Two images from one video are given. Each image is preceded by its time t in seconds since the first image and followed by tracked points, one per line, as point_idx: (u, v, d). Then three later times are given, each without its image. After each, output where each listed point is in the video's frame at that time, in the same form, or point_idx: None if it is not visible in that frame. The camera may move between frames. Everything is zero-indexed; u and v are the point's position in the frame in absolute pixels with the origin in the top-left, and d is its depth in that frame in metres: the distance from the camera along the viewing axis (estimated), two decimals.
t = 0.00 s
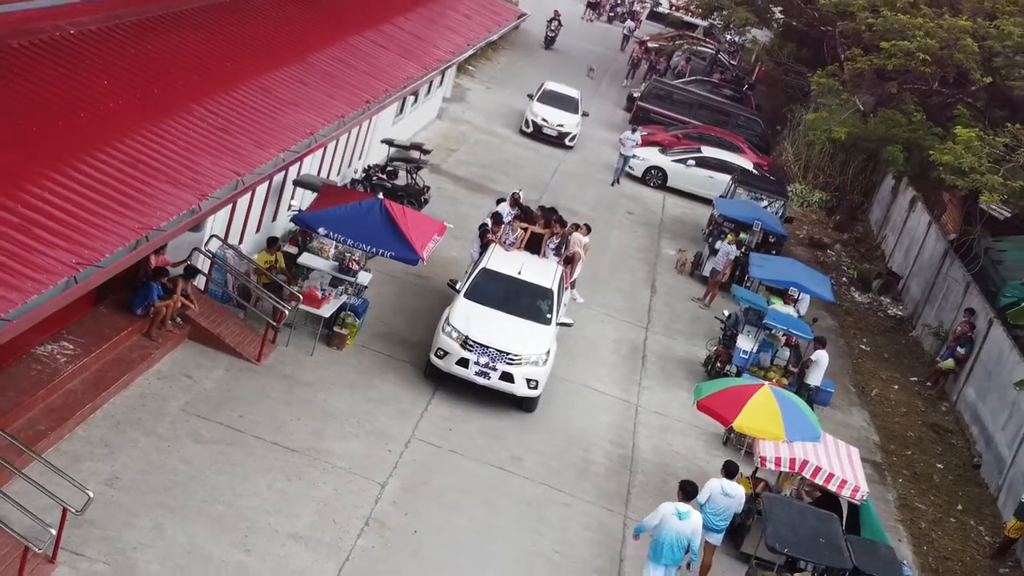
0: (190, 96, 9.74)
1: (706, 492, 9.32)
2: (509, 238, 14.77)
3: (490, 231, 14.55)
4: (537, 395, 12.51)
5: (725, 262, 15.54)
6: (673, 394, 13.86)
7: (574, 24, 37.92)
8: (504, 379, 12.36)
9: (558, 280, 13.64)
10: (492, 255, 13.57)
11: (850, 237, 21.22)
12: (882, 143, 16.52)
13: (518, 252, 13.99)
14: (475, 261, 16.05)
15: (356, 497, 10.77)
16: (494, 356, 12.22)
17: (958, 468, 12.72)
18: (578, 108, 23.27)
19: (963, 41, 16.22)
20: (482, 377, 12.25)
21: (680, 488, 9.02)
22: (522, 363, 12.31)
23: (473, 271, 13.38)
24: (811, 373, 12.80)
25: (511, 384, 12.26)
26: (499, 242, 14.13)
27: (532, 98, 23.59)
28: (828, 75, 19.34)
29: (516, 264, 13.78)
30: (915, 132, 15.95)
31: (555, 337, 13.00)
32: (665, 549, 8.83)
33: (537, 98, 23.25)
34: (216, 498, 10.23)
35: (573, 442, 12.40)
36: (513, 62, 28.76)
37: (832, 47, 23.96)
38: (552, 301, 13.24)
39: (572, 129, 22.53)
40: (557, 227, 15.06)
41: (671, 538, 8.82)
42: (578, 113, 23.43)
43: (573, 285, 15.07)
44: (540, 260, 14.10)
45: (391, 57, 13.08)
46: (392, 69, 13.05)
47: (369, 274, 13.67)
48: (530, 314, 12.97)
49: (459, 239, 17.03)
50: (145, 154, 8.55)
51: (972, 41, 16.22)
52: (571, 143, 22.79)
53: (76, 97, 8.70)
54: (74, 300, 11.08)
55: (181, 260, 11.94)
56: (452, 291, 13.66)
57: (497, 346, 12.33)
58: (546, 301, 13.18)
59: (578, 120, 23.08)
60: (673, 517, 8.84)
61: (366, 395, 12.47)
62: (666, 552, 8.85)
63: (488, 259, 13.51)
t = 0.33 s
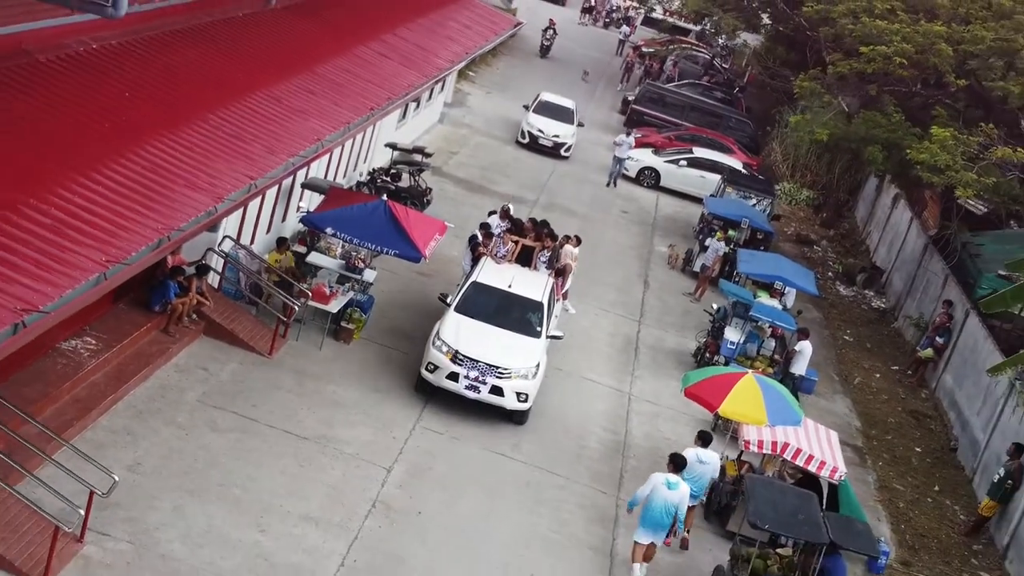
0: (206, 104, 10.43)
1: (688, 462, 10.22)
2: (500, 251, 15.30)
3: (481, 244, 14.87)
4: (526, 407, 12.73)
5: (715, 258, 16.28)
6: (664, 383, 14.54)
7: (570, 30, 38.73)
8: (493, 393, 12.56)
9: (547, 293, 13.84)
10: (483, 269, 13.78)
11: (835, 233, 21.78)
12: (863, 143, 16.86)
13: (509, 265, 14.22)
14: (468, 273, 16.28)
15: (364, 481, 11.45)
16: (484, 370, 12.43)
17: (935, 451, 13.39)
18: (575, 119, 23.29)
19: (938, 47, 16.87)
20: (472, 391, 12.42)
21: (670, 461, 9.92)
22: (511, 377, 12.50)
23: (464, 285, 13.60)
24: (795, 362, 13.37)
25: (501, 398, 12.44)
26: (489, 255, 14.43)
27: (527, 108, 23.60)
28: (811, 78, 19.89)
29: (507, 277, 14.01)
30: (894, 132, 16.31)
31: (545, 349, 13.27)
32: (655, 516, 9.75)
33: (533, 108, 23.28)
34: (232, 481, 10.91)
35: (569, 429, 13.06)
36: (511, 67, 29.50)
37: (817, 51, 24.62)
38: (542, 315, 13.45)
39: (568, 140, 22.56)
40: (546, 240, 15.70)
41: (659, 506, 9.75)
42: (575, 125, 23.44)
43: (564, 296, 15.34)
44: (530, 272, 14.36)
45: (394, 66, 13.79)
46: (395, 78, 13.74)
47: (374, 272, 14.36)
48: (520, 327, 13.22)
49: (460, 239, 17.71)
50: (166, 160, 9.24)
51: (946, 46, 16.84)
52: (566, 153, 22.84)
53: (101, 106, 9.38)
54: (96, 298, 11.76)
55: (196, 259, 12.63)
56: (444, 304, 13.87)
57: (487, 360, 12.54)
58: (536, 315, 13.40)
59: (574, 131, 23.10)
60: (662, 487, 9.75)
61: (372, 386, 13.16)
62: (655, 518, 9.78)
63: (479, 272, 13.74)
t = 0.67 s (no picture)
0: (221, 111, 11.14)
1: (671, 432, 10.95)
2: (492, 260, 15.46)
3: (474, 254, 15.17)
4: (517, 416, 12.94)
5: (704, 253, 17.06)
6: (655, 371, 15.27)
7: (567, 34, 39.56)
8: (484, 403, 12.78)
9: (538, 302, 14.16)
10: (473, 279, 14.09)
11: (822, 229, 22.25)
12: (844, 142, 17.45)
13: (499, 275, 14.53)
14: (461, 284, 16.56)
15: (372, 463, 12.18)
16: (474, 381, 12.65)
17: (913, 433, 14.11)
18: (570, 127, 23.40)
19: (913, 49, 17.33)
20: (463, 402, 12.66)
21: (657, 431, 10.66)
22: (501, 387, 12.73)
23: (455, 295, 13.90)
24: (781, 351, 14.06)
25: (491, 408, 12.66)
26: (482, 265, 14.71)
27: (522, 118, 23.68)
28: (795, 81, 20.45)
29: (498, 287, 14.33)
30: (874, 132, 16.92)
31: (535, 359, 13.51)
32: (647, 484, 10.57)
33: (528, 118, 23.40)
34: (249, 463, 11.64)
35: (565, 414, 13.79)
36: (509, 71, 30.24)
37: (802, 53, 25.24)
38: (532, 324, 13.73)
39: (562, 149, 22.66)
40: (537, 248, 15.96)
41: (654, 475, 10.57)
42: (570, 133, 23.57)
43: (556, 305, 15.54)
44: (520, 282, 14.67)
45: (396, 73, 14.52)
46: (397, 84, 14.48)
47: (379, 268, 15.15)
48: (511, 337, 13.48)
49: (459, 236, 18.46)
50: (186, 163, 9.95)
51: (922, 48, 17.33)
52: (563, 162, 22.90)
53: (125, 113, 10.08)
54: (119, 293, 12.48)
55: (212, 257, 13.38)
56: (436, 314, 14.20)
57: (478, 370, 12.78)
58: (527, 324, 13.69)
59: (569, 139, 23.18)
60: (653, 458, 10.53)
61: (379, 376, 13.92)
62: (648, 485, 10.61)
63: (470, 283, 14.05)
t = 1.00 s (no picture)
0: (239, 118, 11.90)
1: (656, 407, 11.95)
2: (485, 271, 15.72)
3: (465, 266, 15.58)
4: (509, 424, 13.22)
5: (694, 248, 17.84)
6: (647, 360, 16.07)
7: (563, 39, 40.45)
8: (475, 412, 13.06)
9: (529, 313, 14.46)
10: (465, 290, 14.44)
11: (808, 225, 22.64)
12: (826, 142, 18.21)
13: (491, 285, 14.86)
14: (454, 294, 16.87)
15: (380, 446, 12.99)
16: (465, 391, 12.95)
17: (892, 417, 14.90)
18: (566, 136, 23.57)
19: (891, 53, 17.98)
20: (454, 411, 12.94)
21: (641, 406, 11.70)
22: (492, 397, 13.03)
23: (447, 306, 14.26)
24: (766, 340, 14.76)
25: (483, 417, 12.94)
26: (474, 275, 15.07)
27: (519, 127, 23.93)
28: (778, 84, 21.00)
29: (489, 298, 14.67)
30: (855, 131, 17.68)
31: (526, 368, 13.82)
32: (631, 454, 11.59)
33: (526, 127, 23.61)
34: (266, 447, 12.44)
35: (562, 400, 14.59)
36: (507, 76, 31.09)
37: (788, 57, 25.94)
38: (524, 334, 14.09)
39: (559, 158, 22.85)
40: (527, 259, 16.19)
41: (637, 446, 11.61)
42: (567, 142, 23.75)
43: (548, 314, 15.83)
44: (511, 291, 15.02)
45: (400, 80, 15.33)
46: (401, 91, 15.28)
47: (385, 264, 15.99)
48: (502, 347, 13.79)
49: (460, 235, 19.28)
50: (208, 166, 10.71)
51: (898, 52, 17.95)
52: (560, 170, 23.14)
53: (151, 120, 10.82)
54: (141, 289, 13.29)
55: (227, 254, 14.20)
56: (429, 324, 14.52)
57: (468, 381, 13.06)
58: (518, 333, 14.03)
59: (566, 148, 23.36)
60: (638, 429, 11.61)
61: (385, 366, 14.75)
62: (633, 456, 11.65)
63: (461, 294, 14.39)
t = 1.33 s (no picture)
0: (255, 124, 12.68)
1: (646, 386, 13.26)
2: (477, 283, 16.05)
3: (458, 277, 16.01)
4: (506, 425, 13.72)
5: (686, 245, 18.70)
6: (641, 351, 16.93)
7: (561, 45, 41.40)
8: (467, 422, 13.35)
9: (520, 323, 14.79)
10: (458, 301, 14.81)
11: (795, 221, 23.05)
12: (810, 142, 19.03)
13: (483, 295, 15.23)
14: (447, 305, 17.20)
15: (388, 432, 13.86)
16: (457, 402, 13.24)
17: (872, 403, 15.75)
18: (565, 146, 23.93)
19: (869, 58, 18.55)
20: (447, 421, 13.23)
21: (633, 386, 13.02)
22: (484, 407, 13.33)
23: (440, 318, 14.61)
24: (754, 331, 15.63)
25: (475, 427, 13.25)
26: (467, 288, 15.52)
27: (517, 137, 24.29)
28: (763, 88, 21.33)
29: (481, 309, 15.01)
30: (837, 132, 18.49)
31: (518, 378, 14.13)
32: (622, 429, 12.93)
33: (524, 137, 23.97)
34: (282, 433, 13.29)
35: (559, 388, 15.45)
36: (506, 81, 32.00)
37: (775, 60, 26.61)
38: (516, 344, 14.44)
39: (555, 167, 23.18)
40: (518, 270, 16.43)
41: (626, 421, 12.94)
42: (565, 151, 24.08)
43: (540, 324, 16.16)
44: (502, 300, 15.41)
45: (404, 88, 16.18)
46: (404, 98, 16.11)
47: (391, 262, 16.90)
48: (493, 358, 14.13)
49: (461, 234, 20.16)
50: (227, 169, 11.48)
51: (876, 57, 18.49)
52: (558, 179, 23.39)
53: (174, 127, 11.60)
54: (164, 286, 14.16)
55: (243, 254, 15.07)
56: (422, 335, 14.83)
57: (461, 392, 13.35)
58: (511, 344, 14.40)
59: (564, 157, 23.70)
60: (627, 405, 12.94)
61: (392, 358, 15.63)
62: (622, 430, 12.97)
63: (454, 305, 14.76)
